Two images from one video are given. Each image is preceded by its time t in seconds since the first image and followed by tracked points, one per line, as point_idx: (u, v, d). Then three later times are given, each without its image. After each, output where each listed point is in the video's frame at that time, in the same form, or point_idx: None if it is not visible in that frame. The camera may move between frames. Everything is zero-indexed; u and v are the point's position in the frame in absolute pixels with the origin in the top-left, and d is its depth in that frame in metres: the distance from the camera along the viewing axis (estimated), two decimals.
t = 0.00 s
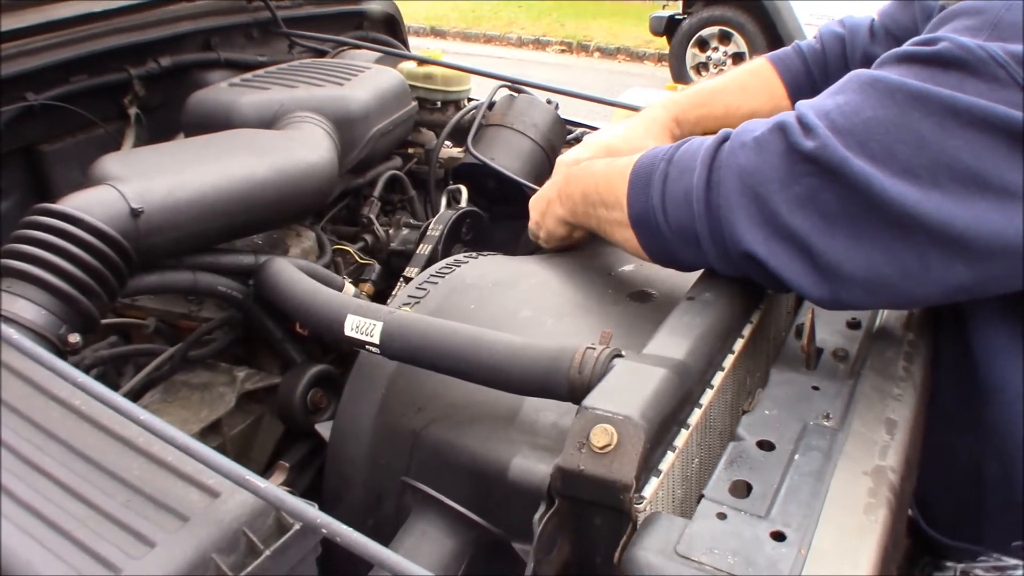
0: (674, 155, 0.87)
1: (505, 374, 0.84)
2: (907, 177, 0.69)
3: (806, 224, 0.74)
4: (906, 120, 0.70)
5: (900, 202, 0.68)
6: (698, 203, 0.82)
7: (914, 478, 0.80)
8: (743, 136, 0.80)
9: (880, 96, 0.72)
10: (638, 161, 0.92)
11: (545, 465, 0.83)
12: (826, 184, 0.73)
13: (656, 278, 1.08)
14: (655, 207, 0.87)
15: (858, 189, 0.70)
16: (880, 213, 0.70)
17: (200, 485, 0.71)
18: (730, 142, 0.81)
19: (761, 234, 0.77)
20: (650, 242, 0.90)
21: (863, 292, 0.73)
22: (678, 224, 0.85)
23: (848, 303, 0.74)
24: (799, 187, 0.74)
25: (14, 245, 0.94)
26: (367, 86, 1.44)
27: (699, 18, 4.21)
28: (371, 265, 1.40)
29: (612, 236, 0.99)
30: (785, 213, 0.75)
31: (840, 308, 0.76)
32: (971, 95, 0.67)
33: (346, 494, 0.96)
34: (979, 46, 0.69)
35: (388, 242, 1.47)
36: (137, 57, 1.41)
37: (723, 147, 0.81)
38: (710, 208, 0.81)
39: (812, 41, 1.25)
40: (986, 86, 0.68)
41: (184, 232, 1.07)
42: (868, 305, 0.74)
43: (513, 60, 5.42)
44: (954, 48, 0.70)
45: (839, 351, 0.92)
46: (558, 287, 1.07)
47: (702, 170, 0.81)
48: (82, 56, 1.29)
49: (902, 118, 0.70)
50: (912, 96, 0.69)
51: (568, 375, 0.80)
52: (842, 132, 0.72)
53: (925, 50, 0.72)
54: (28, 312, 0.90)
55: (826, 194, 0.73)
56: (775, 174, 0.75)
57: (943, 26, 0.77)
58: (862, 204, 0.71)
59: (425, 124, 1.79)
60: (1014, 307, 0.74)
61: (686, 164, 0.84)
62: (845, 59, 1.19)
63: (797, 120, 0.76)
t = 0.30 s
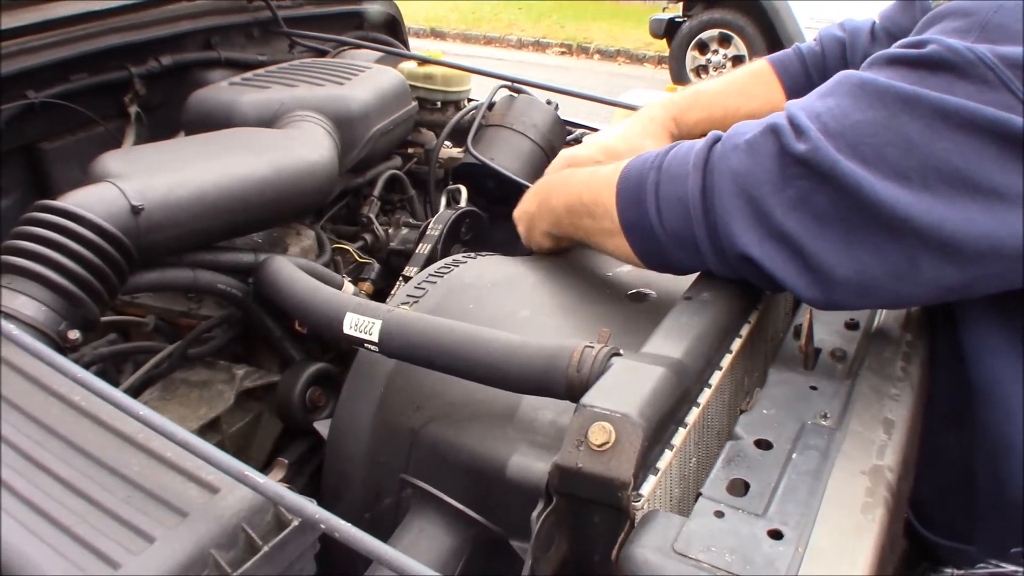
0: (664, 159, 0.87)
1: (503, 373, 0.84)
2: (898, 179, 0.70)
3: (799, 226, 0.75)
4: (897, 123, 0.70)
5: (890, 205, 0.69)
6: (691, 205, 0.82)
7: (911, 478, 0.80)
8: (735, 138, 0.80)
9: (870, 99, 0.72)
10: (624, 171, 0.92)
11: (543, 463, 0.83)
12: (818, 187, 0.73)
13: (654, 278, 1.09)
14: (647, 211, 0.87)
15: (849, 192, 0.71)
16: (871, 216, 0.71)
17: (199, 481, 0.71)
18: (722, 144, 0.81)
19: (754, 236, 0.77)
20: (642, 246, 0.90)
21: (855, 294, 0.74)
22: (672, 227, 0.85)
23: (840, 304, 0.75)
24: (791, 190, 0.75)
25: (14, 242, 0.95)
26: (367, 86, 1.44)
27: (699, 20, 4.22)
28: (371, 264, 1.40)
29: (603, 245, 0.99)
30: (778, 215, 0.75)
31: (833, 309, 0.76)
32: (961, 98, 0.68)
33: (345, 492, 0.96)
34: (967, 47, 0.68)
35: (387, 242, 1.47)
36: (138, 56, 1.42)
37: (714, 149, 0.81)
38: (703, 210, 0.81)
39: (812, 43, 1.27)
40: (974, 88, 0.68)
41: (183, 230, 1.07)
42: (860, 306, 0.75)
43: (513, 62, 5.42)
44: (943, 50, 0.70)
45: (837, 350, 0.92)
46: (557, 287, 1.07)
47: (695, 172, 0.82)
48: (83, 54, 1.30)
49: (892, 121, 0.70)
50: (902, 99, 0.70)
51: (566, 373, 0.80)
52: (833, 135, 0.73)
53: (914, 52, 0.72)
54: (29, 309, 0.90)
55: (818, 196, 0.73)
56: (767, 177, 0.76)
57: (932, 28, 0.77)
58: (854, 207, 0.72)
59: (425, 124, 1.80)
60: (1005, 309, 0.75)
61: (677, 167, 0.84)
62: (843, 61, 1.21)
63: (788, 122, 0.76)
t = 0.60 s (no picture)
0: (698, 135, 0.87)
1: (503, 372, 0.84)
2: (951, 155, 0.67)
3: (843, 200, 0.72)
4: (954, 98, 0.67)
5: (943, 177, 0.66)
6: (729, 179, 0.81)
7: (909, 476, 0.80)
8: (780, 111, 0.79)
9: (926, 74, 0.69)
10: (645, 155, 0.92)
11: (543, 461, 0.83)
12: (868, 160, 0.71)
13: (653, 278, 1.09)
14: (677, 185, 0.87)
15: (902, 165, 0.69)
16: (922, 190, 0.68)
17: (200, 479, 0.72)
18: (762, 117, 0.81)
19: (796, 209, 0.76)
20: (667, 224, 0.90)
21: (901, 273, 0.70)
22: (702, 202, 0.85)
23: (883, 285, 0.72)
24: (840, 162, 0.73)
25: (15, 240, 0.95)
26: (367, 85, 1.44)
27: (698, 20, 4.22)
28: (371, 263, 1.41)
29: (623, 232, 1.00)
30: (822, 188, 0.73)
31: (874, 292, 0.73)
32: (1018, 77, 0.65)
33: (345, 490, 0.96)
34: None
35: (387, 241, 1.48)
36: (138, 55, 1.42)
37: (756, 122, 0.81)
38: (742, 184, 0.80)
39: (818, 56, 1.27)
40: None
41: (184, 229, 1.07)
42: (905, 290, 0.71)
43: (512, 62, 5.42)
44: (1000, 29, 0.66)
45: (836, 350, 0.93)
46: (557, 286, 1.08)
47: (728, 146, 0.82)
48: (83, 53, 1.30)
49: (948, 96, 0.68)
50: (958, 74, 0.67)
51: (567, 372, 0.80)
52: (887, 107, 0.70)
53: (971, 31, 0.68)
54: (29, 307, 0.90)
55: (865, 169, 0.71)
56: (815, 149, 0.74)
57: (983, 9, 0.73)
58: (904, 180, 0.69)
59: (425, 124, 1.80)
60: None
61: (712, 144, 0.84)
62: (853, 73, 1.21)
63: (838, 95, 0.75)
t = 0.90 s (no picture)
0: (699, 142, 0.87)
1: (501, 372, 0.85)
2: (957, 161, 0.69)
3: (850, 207, 0.74)
4: (959, 107, 0.70)
5: (952, 183, 0.68)
6: (732, 186, 0.81)
7: (907, 476, 0.81)
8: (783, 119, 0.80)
9: (932, 82, 0.71)
10: (645, 164, 0.92)
11: (542, 462, 0.84)
12: (875, 166, 0.73)
13: (652, 279, 1.09)
14: (678, 192, 0.87)
15: (910, 171, 0.70)
16: (930, 196, 0.70)
17: (200, 479, 0.72)
18: (766, 124, 0.81)
19: (802, 216, 0.76)
20: (667, 230, 0.90)
21: (908, 276, 0.72)
22: (704, 207, 0.85)
23: (890, 290, 0.74)
24: (846, 169, 0.74)
25: (15, 241, 0.95)
26: (367, 87, 1.44)
27: (697, 21, 4.23)
28: (371, 264, 1.41)
29: (621, 241, 0.99)
30: (829, 195, 0.74)
31: (880, 296, 0.75)
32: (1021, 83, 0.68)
33: (344, 491, 0.96)
34: None
35: (387, 242, 1.48)
36: (139, 56, 1.42)
37: (759, 129, 0.81)
38: (746, 191, 0.81)
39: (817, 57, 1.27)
40: None
41: (185, 230, 1.08)
42: (911, 294, 0.73)
43: (512, 63, 5.43)
44: (1004, 37, 0.69)
45: (834, 351, 0.93)
46: (556, 287, 1.08)
47: (731, 153, 0.82)
48: (83, 54, 1.30)
49: (954, 105, 0.70)
50: (964, 82, 0.69)
51: (565, 373, 0.81)
52: (893, 115, 0.72)
53: (975, 38, 0.71)
54: (30, 308, 0.91)
55: (872, 176, 0.73)
56: (821, 156, 0.75)
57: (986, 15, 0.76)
58: (910, 187, 0.71)
59: (424, 125, 1.81)
60: None
61: (714, 151, 0.85)
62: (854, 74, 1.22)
63: (843, 103, 0.76)
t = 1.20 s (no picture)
0: (691, 149, 0.87)
1: (499, 375, 0.85)
2: (949, 168, 0.71)
3: (844, 214, 0.75)
4: (950, 114, 0.71)
5: (945, 191, 0.69)
6: (726, 193, 0.82)
7: (905, 479, 0.81)
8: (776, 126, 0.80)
9: (923, 90, 0.73)
10: (642, 169, 0.92)
11: (540, 465, 0.84)
12: (867, 173, 0.74)
13: (651, 281, 1.09)
14: (672, 200, 0.87)
15: (903, 178, 0.71)
16: (923, 202, 0.71)
17: (198, 482, 0.72)
18: (759, 131, 0.81)
19: (796, 223, 0.77)
20: (661, 237, 0.90)
21: (901, 282, 0.73)
22: (697, 214, 0.85)
23: (883, 295, 0.75)
24: (839, 175, 0.75)
25: (15, 245, 0.95)
26: (367, 90, 1.45)
27: (697, 23, 4.24)
28: (370, 268, 1.41)
29: (619, 247, 0.99)
30: (824, 203, 0.75)
31: (874, 301, 0.76)
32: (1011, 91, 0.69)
33: (343, 494, 0.97)
34: (1018, 42, 0.69)
35: (386, 245, 1.48)
36: (138, 59, 1.42)
37: (752, 137, 0.81)
38: (739, 198, 0.81)
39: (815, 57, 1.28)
40: None
41: (185, 233, 1.08)
42: (903, 298, 0.74)
43: (512, 65, 5.44)
44: (994, 44, 0.71)
45: (831, 354, 0.94)
46: (556, 290, 1.08)
47: (725, 160, 0.82)
48: (84, 57, 1.31)
49: (946, 112, 0.71)
50: (955, 90, 0.71)
51: (564, 376, 0.81)
52: (885, 122, 0.73)
53: (964, 46, 0.73)
54: (29, 311, 0.91)
55: (866, 183, 0.74)
56: (814, 163, 0.76)
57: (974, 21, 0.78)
58: (903, 194, 0.72)
59: (423, 128, 1.81)
60: None
61: (707, 158, 0.85)
62: (849, 74, 1.22)
63: (834, 110, 0.77)
